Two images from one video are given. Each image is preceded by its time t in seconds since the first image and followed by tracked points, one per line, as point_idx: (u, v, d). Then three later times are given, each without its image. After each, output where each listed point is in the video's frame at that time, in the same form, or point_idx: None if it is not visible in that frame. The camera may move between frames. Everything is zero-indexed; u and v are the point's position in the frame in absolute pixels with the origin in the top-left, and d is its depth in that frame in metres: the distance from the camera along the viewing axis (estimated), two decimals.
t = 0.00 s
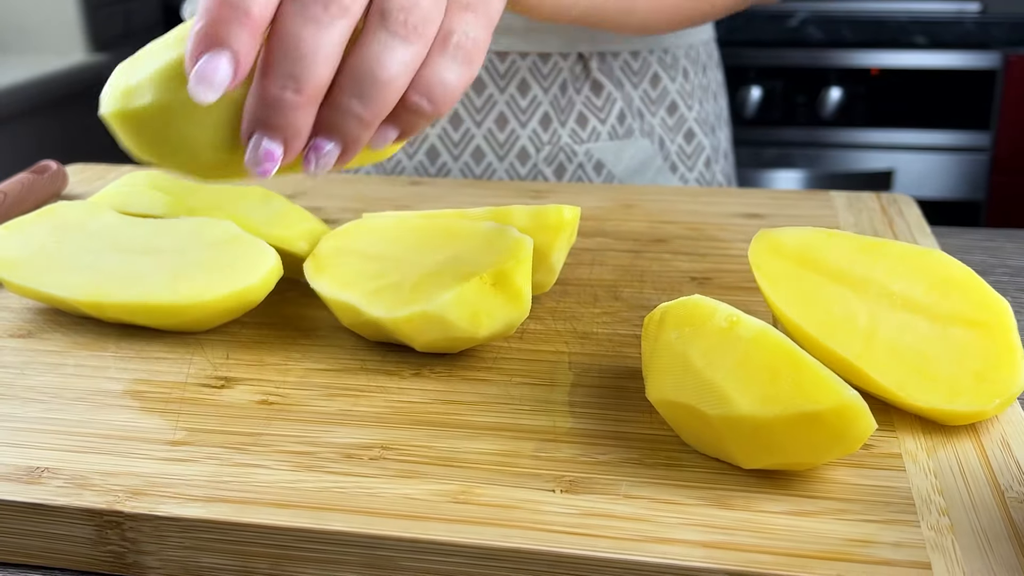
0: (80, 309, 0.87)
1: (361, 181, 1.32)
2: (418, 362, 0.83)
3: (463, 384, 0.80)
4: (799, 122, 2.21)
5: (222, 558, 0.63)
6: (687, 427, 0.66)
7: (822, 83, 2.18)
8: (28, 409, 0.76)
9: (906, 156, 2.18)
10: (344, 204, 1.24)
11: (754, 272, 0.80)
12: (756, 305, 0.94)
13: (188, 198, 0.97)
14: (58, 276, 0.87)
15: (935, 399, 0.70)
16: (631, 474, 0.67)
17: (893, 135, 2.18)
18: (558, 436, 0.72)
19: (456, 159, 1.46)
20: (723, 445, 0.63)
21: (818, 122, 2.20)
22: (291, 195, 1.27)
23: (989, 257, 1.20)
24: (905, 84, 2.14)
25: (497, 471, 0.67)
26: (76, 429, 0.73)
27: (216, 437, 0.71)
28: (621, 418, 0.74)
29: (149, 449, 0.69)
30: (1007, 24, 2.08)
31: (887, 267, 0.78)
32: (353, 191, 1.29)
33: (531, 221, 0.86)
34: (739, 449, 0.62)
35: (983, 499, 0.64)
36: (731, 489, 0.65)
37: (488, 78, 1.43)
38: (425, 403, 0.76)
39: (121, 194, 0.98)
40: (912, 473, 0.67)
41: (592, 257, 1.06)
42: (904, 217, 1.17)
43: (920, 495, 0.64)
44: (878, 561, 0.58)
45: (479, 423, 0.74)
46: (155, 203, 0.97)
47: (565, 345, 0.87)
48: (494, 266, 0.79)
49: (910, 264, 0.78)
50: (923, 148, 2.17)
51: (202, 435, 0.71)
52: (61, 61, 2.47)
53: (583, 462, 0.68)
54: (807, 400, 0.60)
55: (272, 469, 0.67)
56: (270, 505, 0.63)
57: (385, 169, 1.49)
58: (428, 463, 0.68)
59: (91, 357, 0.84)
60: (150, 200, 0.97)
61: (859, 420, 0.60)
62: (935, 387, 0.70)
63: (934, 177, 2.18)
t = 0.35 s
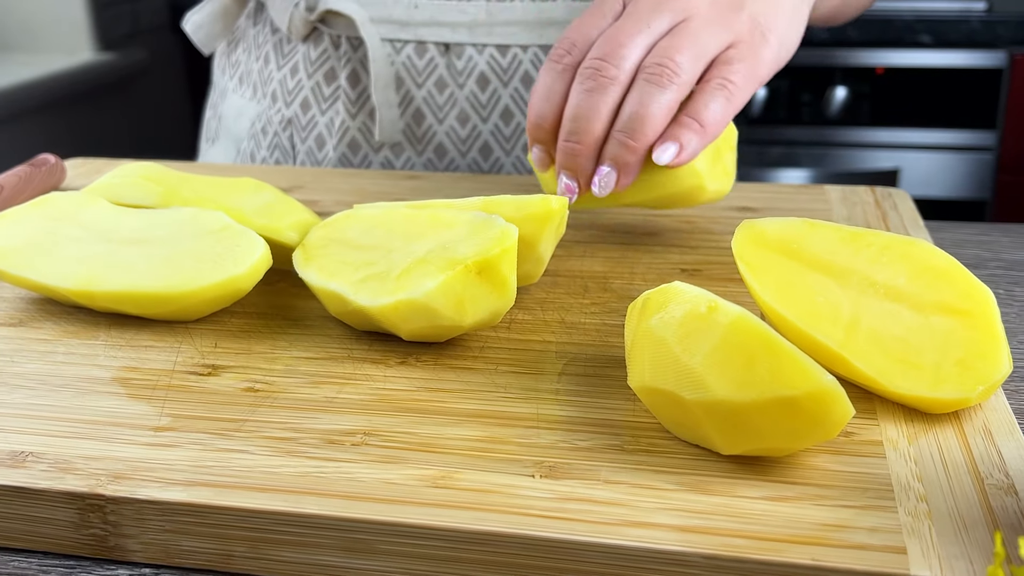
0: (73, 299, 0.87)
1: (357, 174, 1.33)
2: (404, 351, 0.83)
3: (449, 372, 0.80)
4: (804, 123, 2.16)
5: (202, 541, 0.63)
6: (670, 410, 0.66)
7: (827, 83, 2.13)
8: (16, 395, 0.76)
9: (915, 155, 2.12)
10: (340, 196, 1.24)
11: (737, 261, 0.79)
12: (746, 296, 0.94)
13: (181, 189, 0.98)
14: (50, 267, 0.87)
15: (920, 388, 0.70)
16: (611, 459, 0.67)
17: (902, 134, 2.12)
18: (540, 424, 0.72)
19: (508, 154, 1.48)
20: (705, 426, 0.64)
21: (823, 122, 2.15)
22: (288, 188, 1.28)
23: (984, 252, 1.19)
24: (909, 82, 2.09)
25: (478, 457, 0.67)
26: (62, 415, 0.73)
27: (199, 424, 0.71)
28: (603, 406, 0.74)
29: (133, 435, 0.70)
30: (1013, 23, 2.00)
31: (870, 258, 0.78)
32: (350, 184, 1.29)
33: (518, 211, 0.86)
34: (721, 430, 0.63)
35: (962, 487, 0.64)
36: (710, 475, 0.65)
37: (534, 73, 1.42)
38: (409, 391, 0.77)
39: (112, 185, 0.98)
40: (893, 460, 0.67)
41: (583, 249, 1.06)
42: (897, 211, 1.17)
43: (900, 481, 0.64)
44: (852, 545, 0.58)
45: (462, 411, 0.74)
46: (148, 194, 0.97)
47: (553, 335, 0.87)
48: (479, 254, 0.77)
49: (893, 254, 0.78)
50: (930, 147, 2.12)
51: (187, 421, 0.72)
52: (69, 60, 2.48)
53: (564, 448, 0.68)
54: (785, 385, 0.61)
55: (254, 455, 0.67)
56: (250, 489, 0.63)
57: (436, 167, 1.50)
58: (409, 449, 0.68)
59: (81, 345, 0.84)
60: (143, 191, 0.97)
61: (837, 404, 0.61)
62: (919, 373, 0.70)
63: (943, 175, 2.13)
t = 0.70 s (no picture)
0: (57, 293, 0.87)
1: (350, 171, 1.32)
2: (387, 346, 0.83)
3: (430, 366, 0.80)
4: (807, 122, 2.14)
5: (177, 533, 0.63)
6: (646, 402, 0.66)
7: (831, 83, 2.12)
8: None
9: (919, 155, 2.13)
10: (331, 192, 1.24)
11: (718, 256, 0.79)
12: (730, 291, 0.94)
13: (167, 185, 0.98)
14: (36, 262, 0.87)
15: (898, 382, 0.70)
16: (587, 453, 0.67)
17: (904, 133, 2.12)
18: (518, 417, 0.72)
19: (546, 144, 1.48)
20: (680, 420, 0.64)
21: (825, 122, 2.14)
22: (280, 184, 1.27)
23: (975, 248, 1.19)
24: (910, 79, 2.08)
25: (455, 450, 0.67)
26: (41, 408, 0.73)
27: (178, 417, 0.72)
28: (582, 400, 0.74)
29: (111, 428, 0.70)
30: (1016, 22, 1.98)
31: (851, 251, 0.77)
32: (342, 181, 1.29)
33: (502, 206, 0.86)
34: (695, 423, 0.63)
35: (938, 481, 0.64)
36: (685, 469, 0.65)
37: (568, 63, 1.43)
38: (389, 385, 0.77)
39: (98, 180, 0.98)
40: (869, 454, 0.67)
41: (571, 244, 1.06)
42: (888, 208, 1.17)
43: (876, 475, 0.64)
44: (824, 538, 0.58)
45: (441, 404, 0.74)
46: (134, 189, 0.97)
47: (536, 329, 0.87)
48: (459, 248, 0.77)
49: (874, 248, 0.77)
50: (935, 146, 2.12)
51: (165, 414, 0.72)
52: (70, 61, 2.48)
53: (541, 441, 0.69)
54: (757, 377, 0.60)
55: (231, 448, 0.68)
56: (225, 482, 0.64)
57: (476, 161, 1.49)
58: (386, 442, 0.68)
59: (64, 340, 0.84)
60: (129, 186, 0.97)
61: (811, 397, 0.60)
62: (898, 368, 0.70)
63: (946, 174, 2.13)
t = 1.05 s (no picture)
0: (41, 291, 0.87)
1: (340, 170, 1.32)
2: (367, 344, 0.83)
3: (409, 363, 0.80)
4: (804, 123, 2.14)
5: (150, 529, 0.63)
6: (622, 399, 0.66)
7: (828, 83, 2.12)
8: None
9: (919, 155, 2.09)
10: (319, 191, 1.24)
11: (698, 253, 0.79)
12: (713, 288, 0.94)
13: (150, 183, 0.98)
14: (20, 260, 0.87)
15: (875, 378, 0.70)
16: (562, 449, 0.67)
17: (903, 133, 2.09)
18: (495, 413, 0.72)
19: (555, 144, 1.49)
20: (655, 415, 0.64)
21: (824, 122, 2.13)
22: (268, 183, 1.27)
23: (963, 247, 1.19)
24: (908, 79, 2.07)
25: (430, 446, 0.67)
26: (19, 405, 0.73)
27: (156, 413, 0.72)
28: (560, 397, 0.74)
29: (88, 425, 0.70)
30: (1014, 21, 1.95)
31: (830, 247, 0.77)
32: (332, 180, 1.29)
33: (483, 203, 0.86)
34: (670, 419, 0.63)
35: (912, 476, 0.64)
36: (658, 464, 0.65)
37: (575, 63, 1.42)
38: (367, 381, 0.77)
39: (83, 178, 0.98)
40: (845, 450, 0.66)
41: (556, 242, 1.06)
42: (875, 207, 1.17)
43: (850, 471, 0.64)
44: (794, 533, 0.58)
45: (418, 401, 0.74)
46: (118, 186, 0.97)
47: (517, 326, 0.87)
48: (439, 245, 0.77)
49: (852, 244, 0.77)
50: (935, 146, 2.08)
51: (143, 411, 0.72)
52: (69, 62, 2.48)
53: (516, 437, 0.69)
54: (730, 373, 0.60)
55: (207, 444, 0.68)
56: (199, 477, 0.64)
57: (485, 162, 1.49)
58: (362, 438, 0.68)
59: (45, 337, 0.84)
60: (114, 184, 0.97)
61: (784, 391, 0.60)
62: (874, 364, 0.70)
63: (946, 174, 2.08)
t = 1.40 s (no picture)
0: (22, 287, 0.87)
1: (328, 167, 1.32)
2: (347, 340, 0.83)
3: (388, 360, 0.80)
4: (800, 123, 2.13)
5: (124, 524, 0.63)
6: (597, 394, 0.66)
7: (824, 82, 2.11)
8: None
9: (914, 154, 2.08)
10: (306, 189, 1.24)
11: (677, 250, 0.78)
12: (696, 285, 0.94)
13: (133, 179, 0.98)
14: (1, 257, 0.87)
15: (851, 374, 0.70)
16: (537, 444, 0.67)
17: (898, 133, 2.08)
18: (473, 409, 0.72)
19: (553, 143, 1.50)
20: (629, 411, 0.64)
21: (821, 122, 2.12)
22: (256, 180, 1.27)
23: (950, 245, 1.19)
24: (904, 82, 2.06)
25: (406, 441, 0.67)
26: None
27: (132, 409, 0.72)
28: (538, 393, 0.74)
29: (64, 420, 0.70)
30: (1010, 20, 1.94)
31: (808, 243, 0.76)
32: (319, 177, 1.29)
33: (462, 200, 0.86)
34: (643, 414, 0.63)
35: (886, 472, 0.63)
36: (633, 460, 0.65)
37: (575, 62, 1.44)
38: (345, 378, 0.77)
39: (65, 174, 0.98)
40: (820, 446, 0.66)
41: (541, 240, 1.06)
42: (861, 205, 1.17)
43: (824, 467, 0.64)
44: (766, 529, 0.58)
45: (396, 397, 0.74)
46: (101, 183, 0.97)
47: (497, 323, 0.87)
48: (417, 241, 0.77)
49: (831, 240, 0.76)
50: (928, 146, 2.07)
51: (120, 407, 0.72)
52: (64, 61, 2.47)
53: (492, 433, 0.69)
54: (702, 368, 0.60)
55: (182, 440, 0.68)
56: (172, 473, 0.64)
57: (485, 158, 1.50)
58: (337, 434, 0.68)
59: (26, 333, 0.84)
60: (96, 180, 0.97)
61: (756, 387, 0.60)
62: (850, 361, 0.70)
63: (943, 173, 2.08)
